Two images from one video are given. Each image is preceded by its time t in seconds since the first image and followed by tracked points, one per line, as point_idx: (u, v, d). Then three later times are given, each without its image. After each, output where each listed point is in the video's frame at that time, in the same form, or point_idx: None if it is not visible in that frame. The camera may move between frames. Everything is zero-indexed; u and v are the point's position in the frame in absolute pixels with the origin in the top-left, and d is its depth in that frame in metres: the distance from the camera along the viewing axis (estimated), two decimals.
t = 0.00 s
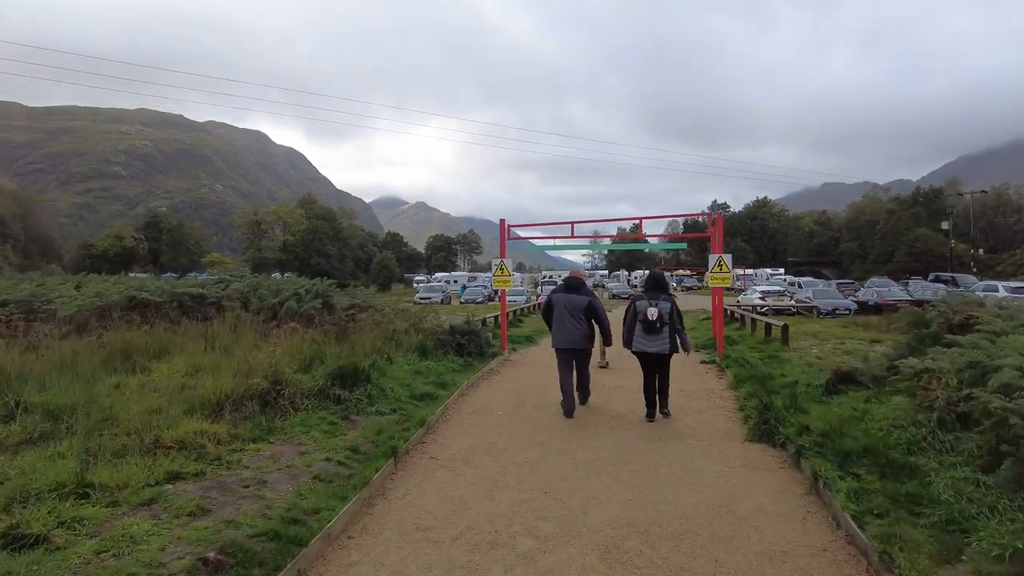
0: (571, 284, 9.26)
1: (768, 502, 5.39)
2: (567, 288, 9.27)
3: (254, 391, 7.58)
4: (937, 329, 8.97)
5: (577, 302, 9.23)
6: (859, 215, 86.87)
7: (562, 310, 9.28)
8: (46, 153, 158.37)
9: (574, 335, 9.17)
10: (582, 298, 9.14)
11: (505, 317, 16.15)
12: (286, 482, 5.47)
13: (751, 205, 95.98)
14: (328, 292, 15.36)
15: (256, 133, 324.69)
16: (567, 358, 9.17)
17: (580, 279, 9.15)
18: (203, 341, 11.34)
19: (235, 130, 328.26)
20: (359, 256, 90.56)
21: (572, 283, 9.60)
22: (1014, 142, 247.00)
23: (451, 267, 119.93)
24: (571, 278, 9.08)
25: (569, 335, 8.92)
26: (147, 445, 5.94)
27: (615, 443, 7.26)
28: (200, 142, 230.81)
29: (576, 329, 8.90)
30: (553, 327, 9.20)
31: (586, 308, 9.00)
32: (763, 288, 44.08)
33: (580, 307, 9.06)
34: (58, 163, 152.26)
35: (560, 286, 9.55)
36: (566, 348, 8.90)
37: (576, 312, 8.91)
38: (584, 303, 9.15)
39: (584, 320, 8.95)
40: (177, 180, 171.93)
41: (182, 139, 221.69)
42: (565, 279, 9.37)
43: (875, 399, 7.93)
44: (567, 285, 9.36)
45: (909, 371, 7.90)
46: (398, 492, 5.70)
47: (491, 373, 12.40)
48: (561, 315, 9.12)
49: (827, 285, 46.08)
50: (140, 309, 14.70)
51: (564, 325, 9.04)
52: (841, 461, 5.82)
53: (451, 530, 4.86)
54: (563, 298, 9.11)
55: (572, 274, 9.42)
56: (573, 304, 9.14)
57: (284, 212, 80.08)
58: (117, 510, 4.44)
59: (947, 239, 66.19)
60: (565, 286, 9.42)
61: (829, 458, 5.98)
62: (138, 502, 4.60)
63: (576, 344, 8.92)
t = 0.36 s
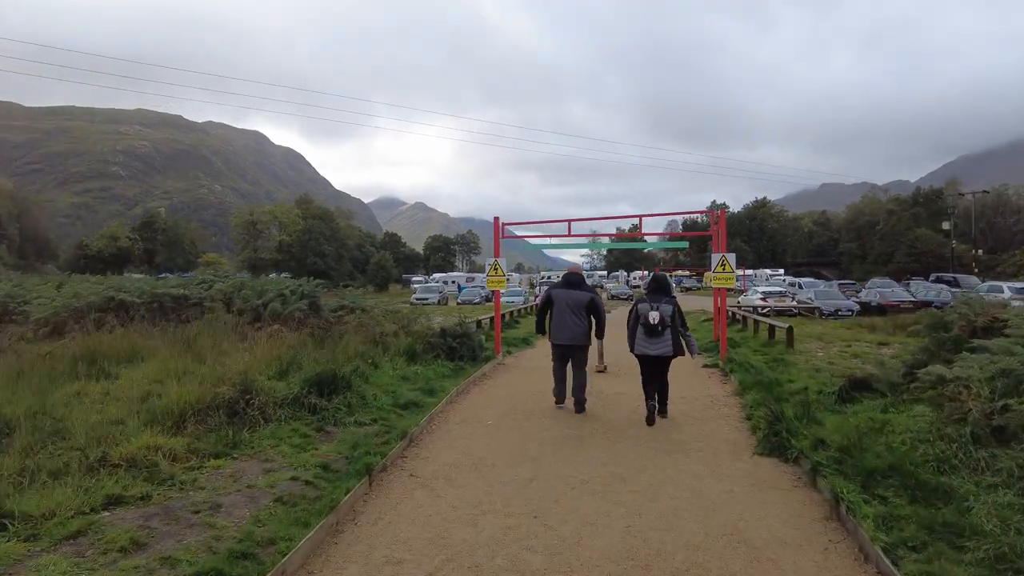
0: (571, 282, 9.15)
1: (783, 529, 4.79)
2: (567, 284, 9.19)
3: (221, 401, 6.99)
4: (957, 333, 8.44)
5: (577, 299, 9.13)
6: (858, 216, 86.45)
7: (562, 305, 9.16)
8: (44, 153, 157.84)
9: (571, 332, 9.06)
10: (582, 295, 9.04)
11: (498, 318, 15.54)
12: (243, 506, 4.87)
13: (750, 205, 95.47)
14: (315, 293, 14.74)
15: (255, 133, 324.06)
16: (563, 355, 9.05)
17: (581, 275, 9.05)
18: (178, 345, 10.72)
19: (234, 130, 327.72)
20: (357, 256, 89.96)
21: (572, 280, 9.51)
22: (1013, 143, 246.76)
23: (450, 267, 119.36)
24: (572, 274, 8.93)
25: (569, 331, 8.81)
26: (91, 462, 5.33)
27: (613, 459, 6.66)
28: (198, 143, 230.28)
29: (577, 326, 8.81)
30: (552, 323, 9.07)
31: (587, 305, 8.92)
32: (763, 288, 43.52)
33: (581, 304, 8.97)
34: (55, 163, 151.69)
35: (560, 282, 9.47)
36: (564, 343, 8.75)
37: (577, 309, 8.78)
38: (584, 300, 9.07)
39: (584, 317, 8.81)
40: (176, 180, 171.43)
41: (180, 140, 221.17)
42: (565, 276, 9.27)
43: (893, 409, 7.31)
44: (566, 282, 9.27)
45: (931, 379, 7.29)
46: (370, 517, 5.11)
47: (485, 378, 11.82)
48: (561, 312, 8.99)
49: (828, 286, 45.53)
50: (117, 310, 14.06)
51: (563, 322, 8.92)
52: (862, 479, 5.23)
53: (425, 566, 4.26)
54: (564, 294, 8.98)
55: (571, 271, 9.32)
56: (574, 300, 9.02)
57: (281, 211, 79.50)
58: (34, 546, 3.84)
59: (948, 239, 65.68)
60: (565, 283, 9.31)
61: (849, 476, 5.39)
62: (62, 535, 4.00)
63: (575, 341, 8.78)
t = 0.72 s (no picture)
0: (557, 287, 9.40)
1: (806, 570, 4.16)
2: (553, 290, 9.43)
3: (177, 417, 6.32)
4: (982, 338, 7.85)
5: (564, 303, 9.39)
6: (857, 215, 85.95)
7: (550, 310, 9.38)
8: (40, 154, 156.81)
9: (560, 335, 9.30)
10: (569, 299, 9.29)
11: (490, 320, 14.89)
12: (181, 545, 4.20)
13: (748, 205, 94.92)
14: (298, 295, 14.08)
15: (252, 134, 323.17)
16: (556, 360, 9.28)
17: (567, 280, 9.31)
18: (145, 351, 10.03)
19: (231, 130, 326.55)
20: (353, 257, 89.14)
21: (555, 284, 9.78)
22: (1010, 142, 246.30)
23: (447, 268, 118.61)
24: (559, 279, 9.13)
25: (561, 335, 9.07)
26: (15, 489, 4.67)
27: (610, 481, 6.04)
28: (195, 143, 229.14)
29: (568, 330, 9.07)
30: (542, 328, 9.29)
31: (576, 308, 9.20)
32: (762, 288, 42.93)
33: (569, 307, 9.24)
34: (50, 164, 150.63)
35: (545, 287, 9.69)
36: (557, 348, 9.00)
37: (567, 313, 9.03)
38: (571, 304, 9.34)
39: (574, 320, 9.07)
40: (172, 181, 170.44)
41: (177, 140, 220.15)
42: (551, 280, 9.51)
43: (915, 423, 6.68)
44: (552, 286, 9.50)
45: (956, 389, 6.68)
46: (332, 555, 4.47)
47: (475, 386, 11.19)
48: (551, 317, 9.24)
49: (828, 286, 44.92)
50: (88, 314, 13.33)
51: (554, 326, 9.16)
52: (892, 509, 4.59)
53: None
54: (552, 299, 9.19)
55: (555, 275, 9.56)
56: (563, 305, 9.27)
57: (276, 212, 78.71)
58: None
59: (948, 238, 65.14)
60: (550, 287, 9.55)
61: (875, 504, 4.77)
62: None
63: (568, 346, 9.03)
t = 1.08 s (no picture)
0: (552, 284, 9.43)
1: None
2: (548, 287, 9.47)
3: (132, 426, 5.71)
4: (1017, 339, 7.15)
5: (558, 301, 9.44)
6: (857, 215, 85.41)
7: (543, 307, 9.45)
8: (40, 153, 156.56)
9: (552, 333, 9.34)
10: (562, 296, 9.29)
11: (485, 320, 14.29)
12: None
13: (749, 205, 94.32)
14: (284, 294, 13.47)
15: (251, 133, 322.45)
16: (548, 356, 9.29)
17: (562, 278, 9.37)
18: (116, 354, 9.42)
19: (231, 130, 326.22)
20: (351, 256, 88.49)
21: (553, 283, 9.86)
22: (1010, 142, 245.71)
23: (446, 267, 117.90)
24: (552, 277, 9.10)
25: (552, 332, 9.11)
26: None
27: (610, 500, 5.44)
28: (194, 143, 228.68)
29: (559, 328, 9.12)
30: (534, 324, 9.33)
31: (569, 307, 9.23)
32: (763, 288, 42.37)
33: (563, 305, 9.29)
34: (49, 163, 150.28)
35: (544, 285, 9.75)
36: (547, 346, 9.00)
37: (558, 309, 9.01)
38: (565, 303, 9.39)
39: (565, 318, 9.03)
40: (171, 180, 169.77)
41: (175, 139, 219.43)
42: (547, 278, 9.60)
43: (946, 435, 6.08)
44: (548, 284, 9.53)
45: (990, 397, 6.11)
46: None
47: (468, 390, 10.58)
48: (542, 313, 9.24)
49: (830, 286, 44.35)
50: (62, 314, 12.68)
51: (545, 323, 9.16)
52: (937, 540, 3.98)
53: None
54: (546, 296, 9.21)
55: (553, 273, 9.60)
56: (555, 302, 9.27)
57: (273, 211, 78.10)
58: None
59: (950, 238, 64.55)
60: (547, 285, 9.62)
61: (915, 533, 4.17)
62: None
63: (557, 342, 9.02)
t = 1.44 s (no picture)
0: (546, 282, 9.63)
1: None
2: (542, 285, 9.67)
3: (66, 442, 5.09)
4: None
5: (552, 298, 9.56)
6: (856, 215, 84.92)
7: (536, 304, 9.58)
8: (38, 153, 155.87)
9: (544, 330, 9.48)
10: (556, 295, 9.53)
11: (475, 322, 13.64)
12: None
13: (747, 205, 93.81)
14: (264, 294, 12.80)
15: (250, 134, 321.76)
16: (537, 353, 9.53)
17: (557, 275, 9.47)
18: (76, 359, 8.81)
19: (229, 130, 325.63)
20: (348, 256, 87.86)
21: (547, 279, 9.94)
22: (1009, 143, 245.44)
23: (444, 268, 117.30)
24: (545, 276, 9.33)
25: (544, 330, 9.29)
26: None
27: (600, 526, 4.85)
28: (191, 143, 227.98)
29: (551, 325, 9.29)
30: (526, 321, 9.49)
31: (563, 304, 9.38)
32: (762, 289, 41.80)
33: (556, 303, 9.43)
34: (47, 163, 149.64)
35: (535, 282, 9.95)
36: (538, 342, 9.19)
37: (553, 307, 9.26)
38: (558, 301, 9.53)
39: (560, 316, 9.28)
40: (169, 180, 169.19)
41: (173, 139, 218.77)
42: (542, 275, 9.69)
43: (976, 451, 5.49)
44: (541, 281, 9.73)
45: None
46: None
47: (454, 396, 9.98)
48: (536, 310, 9.47)
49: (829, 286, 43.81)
50: (31, 315, 12.04)
51: (539, 320, 9.36)
52: None
53: None
54: (541, 295, 9.43)
55: (546, 271, 9.80)
56: (550, 300, 9.50)
57: (269, 210, 77.49)
58: None
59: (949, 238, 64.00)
60: (541, 282, 9.72)
61: None
62: None
63: (551, 340, 9.26)
